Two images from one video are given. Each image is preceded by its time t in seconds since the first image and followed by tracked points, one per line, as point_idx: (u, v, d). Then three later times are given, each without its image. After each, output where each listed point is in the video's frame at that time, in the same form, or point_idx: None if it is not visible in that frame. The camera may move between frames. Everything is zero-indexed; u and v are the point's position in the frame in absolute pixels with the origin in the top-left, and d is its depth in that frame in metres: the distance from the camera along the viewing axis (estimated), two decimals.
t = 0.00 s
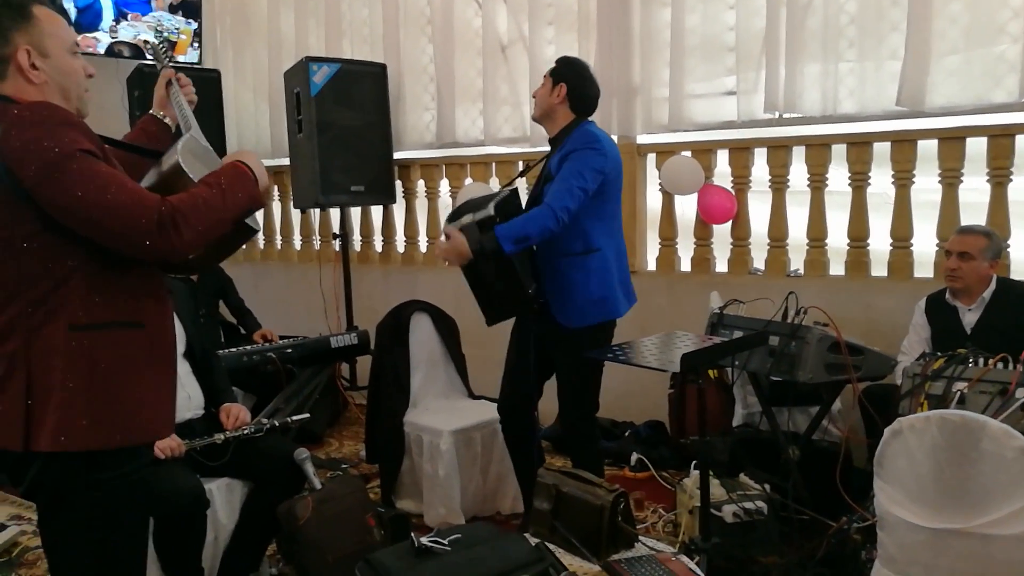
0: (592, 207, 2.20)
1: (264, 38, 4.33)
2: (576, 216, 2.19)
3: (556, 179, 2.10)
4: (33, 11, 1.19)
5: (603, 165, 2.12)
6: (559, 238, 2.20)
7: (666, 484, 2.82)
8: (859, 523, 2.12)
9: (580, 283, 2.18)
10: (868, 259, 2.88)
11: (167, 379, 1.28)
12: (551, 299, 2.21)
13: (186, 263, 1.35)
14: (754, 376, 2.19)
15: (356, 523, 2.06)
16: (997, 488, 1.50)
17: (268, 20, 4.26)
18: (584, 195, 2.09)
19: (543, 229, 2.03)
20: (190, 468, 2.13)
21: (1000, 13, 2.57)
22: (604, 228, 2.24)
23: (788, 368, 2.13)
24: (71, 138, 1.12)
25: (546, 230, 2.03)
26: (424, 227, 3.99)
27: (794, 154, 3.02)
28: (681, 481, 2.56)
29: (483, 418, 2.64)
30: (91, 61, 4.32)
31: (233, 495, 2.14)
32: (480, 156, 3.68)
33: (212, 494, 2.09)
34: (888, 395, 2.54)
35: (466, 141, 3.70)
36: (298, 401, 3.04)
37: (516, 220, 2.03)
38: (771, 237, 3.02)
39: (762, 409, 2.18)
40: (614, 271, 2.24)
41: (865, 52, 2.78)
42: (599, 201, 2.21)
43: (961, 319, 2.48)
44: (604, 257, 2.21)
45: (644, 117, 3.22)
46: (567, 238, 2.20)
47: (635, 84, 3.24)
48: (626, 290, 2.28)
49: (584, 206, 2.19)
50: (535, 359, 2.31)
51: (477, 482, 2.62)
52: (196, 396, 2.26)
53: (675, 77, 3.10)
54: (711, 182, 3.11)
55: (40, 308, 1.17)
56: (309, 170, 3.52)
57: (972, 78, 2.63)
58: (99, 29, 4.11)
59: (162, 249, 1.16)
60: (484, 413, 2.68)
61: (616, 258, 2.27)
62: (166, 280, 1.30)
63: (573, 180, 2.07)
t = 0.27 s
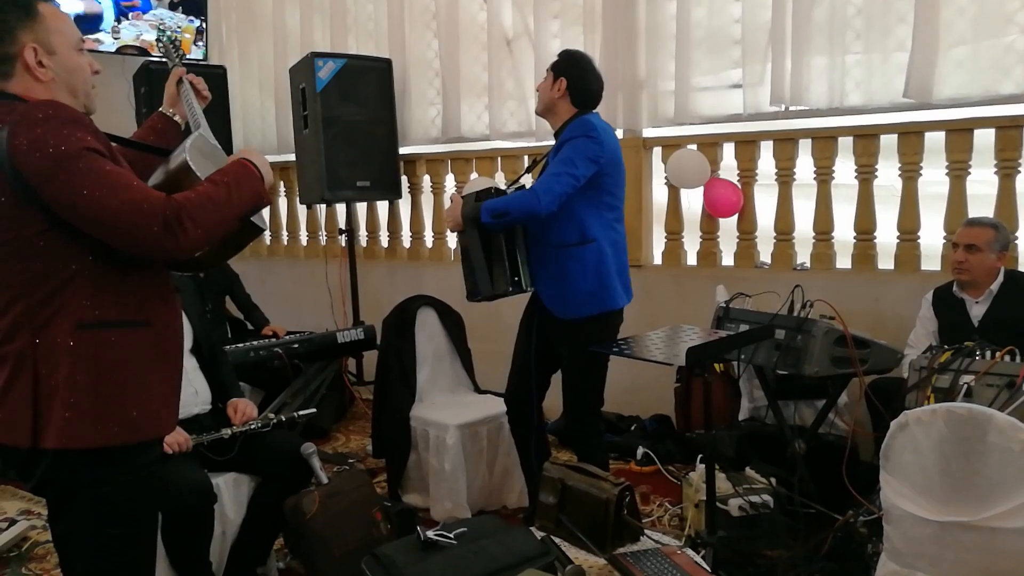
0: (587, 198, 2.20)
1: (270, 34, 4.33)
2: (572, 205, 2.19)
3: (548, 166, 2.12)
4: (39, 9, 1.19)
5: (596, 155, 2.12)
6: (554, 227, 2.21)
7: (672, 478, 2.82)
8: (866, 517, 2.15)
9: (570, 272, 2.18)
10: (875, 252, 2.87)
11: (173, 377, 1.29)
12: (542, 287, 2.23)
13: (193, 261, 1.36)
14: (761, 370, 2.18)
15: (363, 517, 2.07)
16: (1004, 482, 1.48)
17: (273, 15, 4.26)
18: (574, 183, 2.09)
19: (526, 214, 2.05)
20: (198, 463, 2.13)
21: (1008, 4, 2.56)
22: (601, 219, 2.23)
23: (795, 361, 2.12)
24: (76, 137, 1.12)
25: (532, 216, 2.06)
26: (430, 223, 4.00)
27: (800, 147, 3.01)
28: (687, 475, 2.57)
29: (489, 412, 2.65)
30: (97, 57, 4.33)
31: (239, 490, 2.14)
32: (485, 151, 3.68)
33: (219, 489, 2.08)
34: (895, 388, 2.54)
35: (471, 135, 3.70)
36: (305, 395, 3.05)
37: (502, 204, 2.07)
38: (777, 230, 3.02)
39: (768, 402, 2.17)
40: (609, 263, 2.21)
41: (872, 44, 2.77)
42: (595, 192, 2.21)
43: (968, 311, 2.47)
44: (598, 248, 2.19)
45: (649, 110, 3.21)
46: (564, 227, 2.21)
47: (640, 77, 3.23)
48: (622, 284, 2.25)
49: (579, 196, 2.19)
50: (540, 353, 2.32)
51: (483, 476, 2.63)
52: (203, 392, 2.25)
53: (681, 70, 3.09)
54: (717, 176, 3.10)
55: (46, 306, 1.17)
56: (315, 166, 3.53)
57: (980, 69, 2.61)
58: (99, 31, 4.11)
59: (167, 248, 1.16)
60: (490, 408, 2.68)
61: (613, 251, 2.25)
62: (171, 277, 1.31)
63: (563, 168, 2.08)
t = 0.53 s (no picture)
0: (584, 195, 2.20)
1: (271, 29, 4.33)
2: (568, 203, 2.20)
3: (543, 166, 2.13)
4: (43, 4, 1.19)
5: (591, 153, 2.11)
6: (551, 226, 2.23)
7: (671, 474, 2.83)
8: (864, 514, 2.13)
9: (565, 270, 2.20)
10: (874, 249, 2.87)
11: (177, 372, 1.29)
12: (539, 285, 2.25)
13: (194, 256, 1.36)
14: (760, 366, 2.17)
15: (362, 512, 2.08)
16: (1003, 479, 1.48)
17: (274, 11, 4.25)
18: (567, 183, 2.09)
19: (520, 216, 2.07)
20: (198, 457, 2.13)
21: (1009, 2, 2.55)
22: (598, 217, 2.22)
23: (794, 358, 2.12)
24: (79, 130, 1.12)
25: (524, 218, 2.08)
26: (430, 219, 4.00)
27: (800, 144, 3.00)
28: (686, 471, 2.57)
29: (489, 408, 2.65)
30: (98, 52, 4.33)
31: (239, 485, 2.14)
32: (485, 147, 3.68)
33: (218, 484, 2.08)
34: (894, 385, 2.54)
35: (472, 131, 3.70)
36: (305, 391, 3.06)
37: (497, 207, 2.10)
38: (778, 227, 3.02)
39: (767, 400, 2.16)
40: (605, 261, 2.20)
41: (873, 41, 2.76)
42: (592, 190, 2.20)
43: (968, 309, 2.47)
44: (594, 246, 2.19)
45: (650, 107, 3.21)
46: (560, 225, 2.22)
47: (641, 74, 3.23)
48: (619, 281, 2.24)
49: (575, 194, 2.19)
50: (540, 349, 2.32)
51: (482, 472, 2.63)
52: (203, 386, 2.27)
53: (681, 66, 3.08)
54: (717, 172, 3.10)
55: (48, 300, 1.17)
56: (315, 161, 3.53)
57: (981, 67, 2.61)
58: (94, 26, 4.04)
59: (170, 241, 1.17)
60: (490, 404, 2.68)
61: (611, 248, 2.24)
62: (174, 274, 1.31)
63: (555, 168, 2.09)
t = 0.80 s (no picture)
0: (588, 189, 2.19)
1: (273, 21, 4.32)
2: (572, 197, 2.19)
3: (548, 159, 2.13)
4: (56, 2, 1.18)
5: (596, 146, 2.11)
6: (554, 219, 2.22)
7: (673, 467, 2.83)
8: (866, 506, 2.14)
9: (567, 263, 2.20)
10: (878, 242, 2.86)
11: (175, 370, 1.31)
12: (541, 277, 2.26)
13: (193, 255, 1.36)
14: (762, 359, 2.17)
15: (364, 504, 2.08)
16: (1004, 471, 1.48)
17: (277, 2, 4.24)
18: (572, 177, 2.09)
19: (522, 209, 2.08)
20: (201, 449, 2.14)
21: None
22: (602, 210, 2.22)
23: (796, 351, 2.13)
24: (84, 128, 1.13)
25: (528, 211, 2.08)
26: (433, 211, 3.99)
27: (804, 136, 2.99)
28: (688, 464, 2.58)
29: (491, 400, 2.65)
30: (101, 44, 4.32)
31: (243, 475, 2.14)
32: (489, 139, 3.68)
33: (223, 475, 2.08)
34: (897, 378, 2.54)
35: (475, 124, 3.69)
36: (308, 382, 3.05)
37: (501, 200, 2.11)
38: (781, 219, 3.01)
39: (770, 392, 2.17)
40: (608, 254, 2.21)
41: (878, 32, 2.75)
42: (596, 183, 2.19)
43: (972, 302, 2.46)
44: (597, 240, 2.19)
45: (654, 99, 3.20)
46: (562, 218, 2.22)
47: (645, 66, 3.22)
48: (621, 275, 2.25)
49: (579, 188, 2.18)
50: (543, 342, 2.32)
51: (485, 464, 2.64)
52: (206, 377, 2.25)
53: (685, 58, 3.07)
54: (721, 165, 3.09)
55: (48, 294, 1.18)
56: (318, 153, 3.53)
57: (987, 58, 2.59)
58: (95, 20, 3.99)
59: (170, 242, 1.17)
60: (492, 396, 2.69)
61: (613, 242, 2.24)
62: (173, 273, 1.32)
63: (560, 162, 2.08)
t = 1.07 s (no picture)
0: (589, 180, 2.19)
1: (273, 4, 4.29)
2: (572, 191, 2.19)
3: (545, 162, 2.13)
4: None
5: (589, 140, 2.10)
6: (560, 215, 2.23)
7: (670, 453, 2.85)
8: (861, 493, 2.15)
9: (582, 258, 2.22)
10: (878, 230, 2.86)
11: (167, 350, 1.31)
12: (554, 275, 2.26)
13: (183, 240, 1.35)
14: (760, 346, 2.18)
15: (362, 487, 2.10)
16: (1000, 458, 1.48)
17: None
18: (572, 175, 2.09)
19: (534, 219, 2.10)
20: (200, 432, 2.13)
21: None
22: (605, 198, 2.22)
23: (795, 338, 2.12)
24: (74, 108, 1.13)
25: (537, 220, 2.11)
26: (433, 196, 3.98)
27: (805, 123, 2.98)
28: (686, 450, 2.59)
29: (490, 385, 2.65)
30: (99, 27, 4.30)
31: (240, 459, 2.13)
32: (489, 124, 3.67)
33: (220, 459, 2.07)
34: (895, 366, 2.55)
35: (475, 109, 3.68)
36: (307, 366, 3.06)
37: (510, 215, 2.13)
38: (781, 207, 3.00)
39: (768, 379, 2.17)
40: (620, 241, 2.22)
41: (881, 19, 2.73)
42: (596, 173, 2.18)
43: (970, 291, 2.46)
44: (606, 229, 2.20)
45: (655, 85, 3.18)
46: (567, 214, 2.22)
47: (646, 52, 3.20)
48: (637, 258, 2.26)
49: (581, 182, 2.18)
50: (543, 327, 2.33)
51: (483, 449, 2.65)
52: (205, 361, 2.26)
53: (687, 44, 3.06)
54: (722, 152, 3.08)
55: (38, 274, 1.18)
56: (318, 138, 3.51)
57: (990, 46, 2.58)
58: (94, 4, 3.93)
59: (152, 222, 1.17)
60: (491, 381, 2.69)
61: (623, 227, 2.25)
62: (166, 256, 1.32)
63: (557, 165, 2.08)
